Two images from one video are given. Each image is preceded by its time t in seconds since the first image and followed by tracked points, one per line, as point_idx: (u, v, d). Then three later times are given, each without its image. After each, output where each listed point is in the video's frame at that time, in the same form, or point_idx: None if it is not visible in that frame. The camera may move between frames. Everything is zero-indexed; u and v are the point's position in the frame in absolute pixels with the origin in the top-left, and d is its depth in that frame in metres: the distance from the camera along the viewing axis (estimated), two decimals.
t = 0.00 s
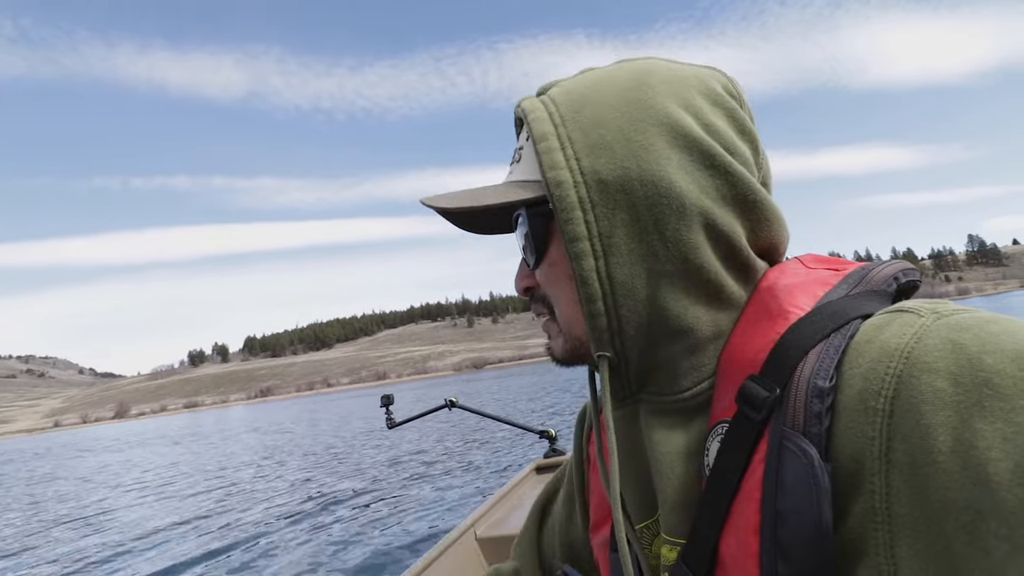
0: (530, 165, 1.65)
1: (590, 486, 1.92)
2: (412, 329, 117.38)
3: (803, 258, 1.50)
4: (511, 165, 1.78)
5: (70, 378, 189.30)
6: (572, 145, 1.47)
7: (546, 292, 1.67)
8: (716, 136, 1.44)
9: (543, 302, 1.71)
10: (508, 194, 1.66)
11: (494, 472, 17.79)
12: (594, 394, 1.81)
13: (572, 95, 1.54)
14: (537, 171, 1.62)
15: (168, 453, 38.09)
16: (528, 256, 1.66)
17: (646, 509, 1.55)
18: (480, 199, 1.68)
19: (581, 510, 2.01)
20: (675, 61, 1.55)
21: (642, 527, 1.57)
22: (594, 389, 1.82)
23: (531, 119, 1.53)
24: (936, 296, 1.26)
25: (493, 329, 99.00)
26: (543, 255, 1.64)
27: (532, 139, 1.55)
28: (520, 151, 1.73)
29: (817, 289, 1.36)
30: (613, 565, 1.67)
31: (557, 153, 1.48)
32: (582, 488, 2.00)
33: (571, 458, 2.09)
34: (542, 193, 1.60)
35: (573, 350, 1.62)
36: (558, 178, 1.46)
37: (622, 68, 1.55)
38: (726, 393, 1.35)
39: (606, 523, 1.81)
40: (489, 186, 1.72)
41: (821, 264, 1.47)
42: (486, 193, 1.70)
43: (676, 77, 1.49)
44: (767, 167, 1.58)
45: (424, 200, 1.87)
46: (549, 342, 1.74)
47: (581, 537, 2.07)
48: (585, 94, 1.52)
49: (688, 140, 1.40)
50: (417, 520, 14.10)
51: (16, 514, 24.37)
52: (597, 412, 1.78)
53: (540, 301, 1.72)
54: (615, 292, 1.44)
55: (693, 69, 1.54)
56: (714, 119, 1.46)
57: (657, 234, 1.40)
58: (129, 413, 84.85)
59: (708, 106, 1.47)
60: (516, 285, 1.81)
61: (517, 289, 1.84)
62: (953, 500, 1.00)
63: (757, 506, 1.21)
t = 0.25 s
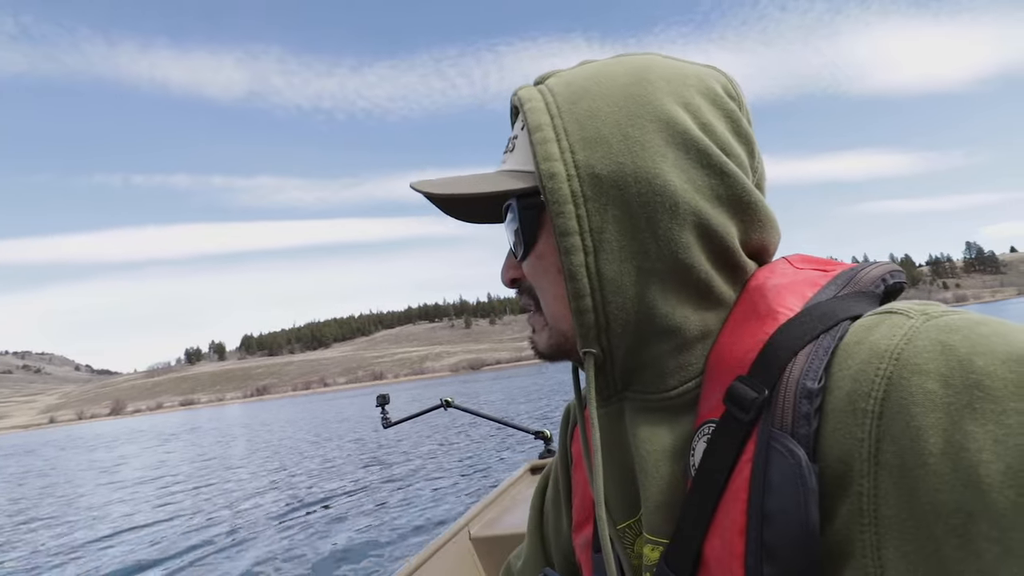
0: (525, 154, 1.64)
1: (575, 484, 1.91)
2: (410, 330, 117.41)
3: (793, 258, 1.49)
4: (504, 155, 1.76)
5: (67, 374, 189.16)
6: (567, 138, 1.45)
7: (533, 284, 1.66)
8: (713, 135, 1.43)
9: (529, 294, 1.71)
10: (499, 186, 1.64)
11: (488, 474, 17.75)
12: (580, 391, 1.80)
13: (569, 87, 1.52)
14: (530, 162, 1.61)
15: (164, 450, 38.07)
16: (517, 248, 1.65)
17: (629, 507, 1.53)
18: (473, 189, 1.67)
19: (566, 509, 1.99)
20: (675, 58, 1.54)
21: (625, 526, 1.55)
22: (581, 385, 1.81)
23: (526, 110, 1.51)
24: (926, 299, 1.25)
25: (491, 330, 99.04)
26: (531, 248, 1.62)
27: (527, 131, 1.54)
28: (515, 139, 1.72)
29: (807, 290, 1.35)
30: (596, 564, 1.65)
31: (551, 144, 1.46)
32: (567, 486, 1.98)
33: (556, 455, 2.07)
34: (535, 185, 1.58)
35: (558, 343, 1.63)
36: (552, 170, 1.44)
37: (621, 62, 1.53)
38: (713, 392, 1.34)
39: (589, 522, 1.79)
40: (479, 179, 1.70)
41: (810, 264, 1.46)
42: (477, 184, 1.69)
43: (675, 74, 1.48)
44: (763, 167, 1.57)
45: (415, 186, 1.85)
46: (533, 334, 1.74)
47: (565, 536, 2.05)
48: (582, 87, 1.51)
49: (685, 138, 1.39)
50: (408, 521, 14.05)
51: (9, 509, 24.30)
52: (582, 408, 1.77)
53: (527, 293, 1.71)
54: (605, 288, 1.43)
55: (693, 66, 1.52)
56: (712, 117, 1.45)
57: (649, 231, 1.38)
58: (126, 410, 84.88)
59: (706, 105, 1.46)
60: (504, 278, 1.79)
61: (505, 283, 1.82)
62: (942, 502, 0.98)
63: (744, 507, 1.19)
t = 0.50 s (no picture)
0: (527, 151, 1.64)
1: (574, 482, 1.90)
2: (409, 333, 117.29)
3: (797, 256, 1.49)
4: (508, 152, 1.76)
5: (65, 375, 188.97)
6: (572, 136, 1.45)
7: (535, 282, 1.66)
8: (717, 134, 1.43)
9: (531, 292, 1.71)
10: (502, 183, 1.64)
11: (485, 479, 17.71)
12: (580, 388, 1.79)
13: (573, 85, 1.52)
14: (534, 159, 1.61)
15: (161, 452, 38.02)
16: (520, 246, 1.65)
17: (629, 505, 1.52)
18: (477, 186, 1.66)
19: (565, 507, 1.99)
20: (680, 56, 1.54)
21: (624, 524, 1.54)
22: (582, 383, 1.80)
23: (531, 108, 1.52)
24: (931, 299, 1.25)
25: (490, 334, 98.95)
26: (534, 246, 1.62)
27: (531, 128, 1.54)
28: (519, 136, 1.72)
29: (810, 288, 1.34)
30: (594, 562, 1.64)
31: (555, 142, 1.46)
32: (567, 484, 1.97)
33: (556, 453, 2.07)
34: (538, 182, 1.58)
35: (561, 342, 1.63)
36: (556, 168, 1.44)
37: (626, 60, 1.53)
38: (715, 391, 1.34)
39: (587, 520, 1.79)
40: (483, 175, 1.70)
41: (815, 262, 1.45)
42: (480, 181, 1.68)
43: (680, 72, 1.48)
44: (767, 167, 1.57)
45: (418, 182, 1.85)
46: (536, 332, 1.74)
47: (565, 535, 2.04)
48: (587, 84, 1.51)
49: (690, 137, 1.39)
50: (404, 525, 14.02)
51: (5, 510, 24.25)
52: (582, 405, 1.77)
53: (529, 292, 1.71)
54: (607, 286, 1.42)
55: (698, 64, 1.52)
56: (717, 117, 1.45)
57: (653, 230, 1.38)
58: (123, 411, 84.82)
59: (711, 103, 1.46)
60: (506, 275, 1.79)
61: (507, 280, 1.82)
62: (947, 502, 0.98)
63: (745, 504, 1.19)
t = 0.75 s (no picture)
0: (522, 148, 1.63)
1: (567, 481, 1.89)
2: (398, 337, 116.83)
3: (791, 254, 1.49)
4: (502, 148, 1.75)
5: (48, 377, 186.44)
6: (567, 131, 1.44)
7: (531, 280, 1.65)
8: (713, 130, 1.43)
9: (527, 289, 1.69)
10: (497, 178, 1.63)
11: (473, 483, 17.64)
12: (575, 387, 1.78)
13: (569, 80, 1.52)
14: (529, 155, 1.60)
15: (146, 455, 37.60)
16: (515, 244, 1.63)
17: (623, 504, 1.51)
18: (472, 182, 1.65)
19: (558, 507, 1.97)
20: (676, 52, 1.53)
21: (617, 523, 1.53)
22: (576, 381, 1.79)
23: (525, 103, 1.51)
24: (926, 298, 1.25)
25: (479, 338, 98.78)
26: (528, 243, 1.61)
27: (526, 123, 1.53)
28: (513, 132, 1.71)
29: (806, 286, 1.34)
30: (587, 562, 1.63)
31: (551, 137, 1.45)
32: (559, 482, 1.96)
33: (550, 452, 2.05)
34: (533, 178, 1.57)
35: (556, 341, 1.62)
36: (551, 165, 1.43)
37: (622, 56, 1.52)
38: (710, 389, 1.33)
39: (580, 518, 1.77)
40: (477, 170, 1.69)
41: (809, 260, 1.46)
42: (474, 176, 1.67)
43: (676, 68, 1.48)
44: (762, 165, 1.57)
45: (411, 178, 1.83)
46: (531, 331, 1.73)
47: (558, 535, 2.03)
48: (582, 80, 1.50)
49: (686, 134, 1.38)
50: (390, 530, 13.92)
51: None
52: (576, 404, 1.76)
53: (525, 289, 1.70)
54: (603, 283, 1.41)
55: (693, 61, 1.52)
56: (713, 113, 1.45)
57: (649, 227, 1.37)
58: (107, 414, 83.85)
59: (707, 100, 1.46)
60: (500, 272, 1.77)
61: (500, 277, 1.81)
62: (944, 501, 0.97)
63: (740, 502, 1.18)
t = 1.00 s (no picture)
0: (522, 147, 1.63)
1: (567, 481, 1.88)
2: (393, 343, 116.53)
3: (791, 254, 1.50)
4: (501, 148, 1.76)
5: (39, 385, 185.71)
6: (569, 129, 1.45)
7: (530, 279, 1.65)
8: (714, 129, 1.43)
9: (527, 288, 1.69)
10: (497, 177, 1.63)
11: (467, 488, 17.61)
12: (575, 387, 1.79)
13: (569, 80, 1.52)
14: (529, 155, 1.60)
15: (139, 462, 37.35)
16: (515, 243, 1.64)
17: (623, 506, 1.51)
18: (471, 181, 1.65)
19: (559, 508, 1.96)
20: (676, 53, 1.54)
21: (618, 524, 1.53)
22: (576, 382, 1.79)
23: (525, 102, 1.51)
24: (924, 295, 1.25)
25: (474, 344, 98.61)
26: (528, 242, 1.61)
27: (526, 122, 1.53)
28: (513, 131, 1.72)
29: (806, 286, 1.35)
30: (588, 564, 1.62)
31: (552, 136, 1.45)
32: (560, 484, 1.95)
33: (550, 454, 2.05)
34: (534, 177, 1.57)
35: (557, 340, 1.62)
36: (552, 163, 1.43)
37: (623, 55, 1.53)
38: (710, 389, 1.34)
39: (581, 520, 1.77)
40: (476, 169, 1.69)
41: (808, 260, 1.46)
42: (475, 175, 1.67)
43: (676, 67, 1.48)
44: (761, 165, 1.58)
45: (410, 178, 1.84)
46: (530, 331, 1.72)
47: (559, 536, 2.02)
48: (583, 79, 1.50)
49: (687, 133, 1.39)
50: (385, 536, 13.88)
51: None
52: (576, 407, 1.75)
53: (525, 288, 1.70)
54: (603, 282, 1.41)
55: (693, 61, 1.53)
56: (713, 113, 1.46)
57: (650, 226, 1.38)
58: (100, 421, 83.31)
59: (707, 99, 1.47)
60: (500, 271, 1.77)
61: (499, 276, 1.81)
62: (944, 500, 0.97)
63: (742, 503, 1.18)
